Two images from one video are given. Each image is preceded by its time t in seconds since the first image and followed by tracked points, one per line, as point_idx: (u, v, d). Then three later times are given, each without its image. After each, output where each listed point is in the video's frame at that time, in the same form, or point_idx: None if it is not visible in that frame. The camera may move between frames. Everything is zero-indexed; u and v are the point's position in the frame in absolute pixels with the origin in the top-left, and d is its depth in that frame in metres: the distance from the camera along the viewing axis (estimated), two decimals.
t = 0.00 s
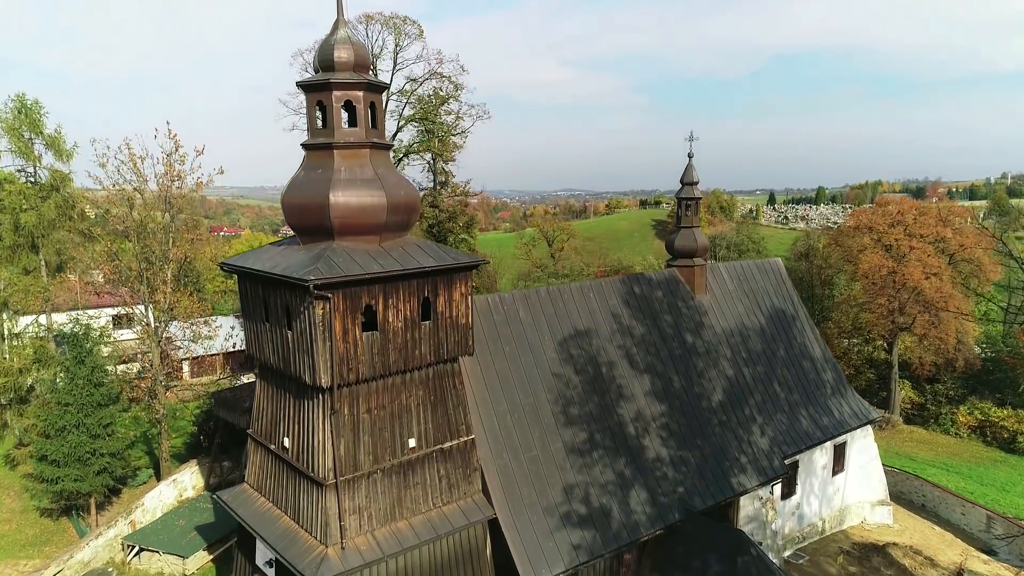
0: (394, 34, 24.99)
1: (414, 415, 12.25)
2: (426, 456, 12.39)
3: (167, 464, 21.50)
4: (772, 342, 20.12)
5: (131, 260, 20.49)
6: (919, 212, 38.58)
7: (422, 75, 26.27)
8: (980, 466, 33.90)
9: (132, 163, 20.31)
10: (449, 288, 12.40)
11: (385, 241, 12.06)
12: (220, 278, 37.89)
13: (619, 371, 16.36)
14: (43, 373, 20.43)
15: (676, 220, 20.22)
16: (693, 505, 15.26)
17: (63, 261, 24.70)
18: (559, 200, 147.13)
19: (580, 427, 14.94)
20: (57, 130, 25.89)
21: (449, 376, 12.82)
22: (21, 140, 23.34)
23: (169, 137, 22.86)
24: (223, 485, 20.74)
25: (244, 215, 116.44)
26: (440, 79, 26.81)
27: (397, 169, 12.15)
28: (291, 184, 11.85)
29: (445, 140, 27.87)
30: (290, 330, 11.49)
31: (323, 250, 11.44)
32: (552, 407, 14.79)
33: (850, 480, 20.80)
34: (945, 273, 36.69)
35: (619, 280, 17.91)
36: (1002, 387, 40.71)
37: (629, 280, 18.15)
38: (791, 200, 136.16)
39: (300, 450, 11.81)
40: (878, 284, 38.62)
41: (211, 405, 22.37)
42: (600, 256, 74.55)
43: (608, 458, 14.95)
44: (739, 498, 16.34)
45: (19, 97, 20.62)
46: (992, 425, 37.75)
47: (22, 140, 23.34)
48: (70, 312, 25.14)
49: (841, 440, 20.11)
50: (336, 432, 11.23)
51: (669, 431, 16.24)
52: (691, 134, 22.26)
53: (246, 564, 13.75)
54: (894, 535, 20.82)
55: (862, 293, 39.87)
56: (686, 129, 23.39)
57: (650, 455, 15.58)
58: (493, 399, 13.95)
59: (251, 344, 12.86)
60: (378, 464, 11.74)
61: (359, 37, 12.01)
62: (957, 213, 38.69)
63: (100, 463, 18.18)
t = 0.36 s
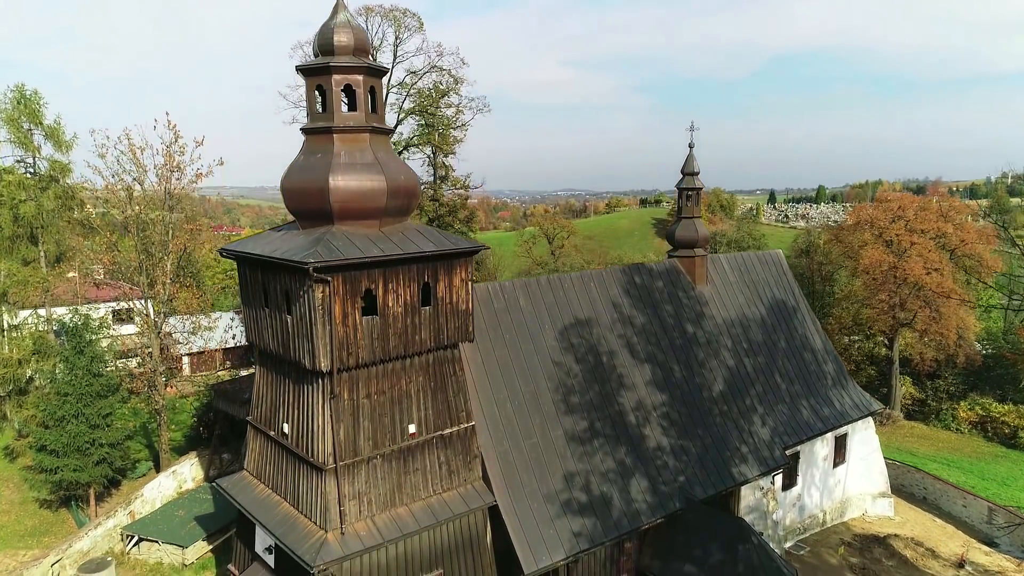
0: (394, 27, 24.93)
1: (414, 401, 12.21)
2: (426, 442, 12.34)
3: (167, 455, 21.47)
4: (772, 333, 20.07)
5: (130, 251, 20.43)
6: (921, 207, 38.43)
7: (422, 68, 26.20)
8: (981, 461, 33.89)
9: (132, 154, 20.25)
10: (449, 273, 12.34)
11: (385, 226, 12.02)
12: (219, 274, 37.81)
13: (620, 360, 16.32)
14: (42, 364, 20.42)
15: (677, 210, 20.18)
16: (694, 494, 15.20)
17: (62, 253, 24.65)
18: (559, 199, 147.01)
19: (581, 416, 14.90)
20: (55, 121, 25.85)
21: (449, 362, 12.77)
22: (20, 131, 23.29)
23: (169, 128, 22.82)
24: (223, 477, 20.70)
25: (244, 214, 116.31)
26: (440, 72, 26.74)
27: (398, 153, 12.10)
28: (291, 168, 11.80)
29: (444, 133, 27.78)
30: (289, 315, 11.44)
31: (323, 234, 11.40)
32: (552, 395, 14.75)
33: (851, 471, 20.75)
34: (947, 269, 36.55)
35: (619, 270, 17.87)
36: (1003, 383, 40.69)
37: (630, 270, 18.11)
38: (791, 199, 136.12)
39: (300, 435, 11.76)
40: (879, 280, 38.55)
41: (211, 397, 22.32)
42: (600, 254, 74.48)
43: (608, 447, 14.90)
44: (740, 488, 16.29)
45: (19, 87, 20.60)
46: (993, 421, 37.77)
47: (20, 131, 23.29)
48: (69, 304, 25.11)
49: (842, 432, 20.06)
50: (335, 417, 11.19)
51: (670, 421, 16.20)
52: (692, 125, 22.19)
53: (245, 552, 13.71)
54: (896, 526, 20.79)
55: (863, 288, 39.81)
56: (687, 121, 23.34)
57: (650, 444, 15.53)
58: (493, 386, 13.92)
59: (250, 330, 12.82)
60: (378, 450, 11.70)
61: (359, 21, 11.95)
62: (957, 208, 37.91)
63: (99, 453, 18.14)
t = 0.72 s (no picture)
0: (394, 19, 24.89)
1: (415, 387, 12.16)
2: (426, 429, 12.29)
3: (166, 447, 21.42)
4: (773, 325, 20.03)
5: (131, 242, 20.42)
6: (921, 203, 38.38)
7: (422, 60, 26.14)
8: (982, 456, 33.87)
9: (131, 145, 20.21)
10: (450, 259, 12.30)
11: (384, 212, 11.97)
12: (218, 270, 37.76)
13: (620, 349, 16.27)
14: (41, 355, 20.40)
15: (678, 201, 20.13)
16: (695, 483, 15.14)
17: (61, 245, 24.62)
18: (559, 199, 146.98)
19: (581, 404, 14.86)
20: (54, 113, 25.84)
21: (449, 349, 12.72)
22: (19, 121, 23.27)
23: (168, 120, 22.80)
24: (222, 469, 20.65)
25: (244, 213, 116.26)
26: (440, 64, 26.67)
27: (398, 138, 12.05)
28: (291, 153, 11.75)
29: (445, 126, 27.65)
30: (289, 300, 11.40)
31: (323, 218, 11.36)
32: (552, 384, 14.71)
33: (852, 463, 20.70)
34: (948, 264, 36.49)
35: (620, 261, 17.83)
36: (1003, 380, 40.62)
37: (630, 260, 18.06)
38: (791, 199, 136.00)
39: (299, 421, 11.71)
40: (880, 276, 38.49)
41: (211, 390, 22.28)
42: (600, 252, 74.44)
43: (609, 436, 14.85)
44: (741, 478, 16.23)
45: (18, 78, 20.60)
46: (993, 416, 37.73)
47: (19, 121, 23.27)
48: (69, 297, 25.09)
49: (843, 424, 19.99)
50: (335, 402, 11.13)
51: (671, 410, 16.15)
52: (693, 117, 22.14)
53: (244, 540, 13.66)
54: (897, 519, 20.72)
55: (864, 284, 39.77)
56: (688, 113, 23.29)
57: (651, 433, 15.48)
58: (493, 374, 13.88)
59: (249, 317, 12.78)
60: (378, 436, 11.65)
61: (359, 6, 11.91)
62: (958, 205, 38.01)
63: (98, 444, 18.09)
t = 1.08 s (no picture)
0: (394, 10, 24.85)
1: (415, 373, 12.13)
2: (426, 415, 12.26)
3: (166, 439, 21.36)
4: (774, 316, 19.98)
5: (130, 233, 20.38)
6: (922, 198, 38.31)
7: (423, 53, 26.06)
8: (982, 451, 33.84)
9: (130, 136, 20.15)
10: (450, 245, 12.25)
11: (384, 197, 11.94)
12: (218, 265, 37.73)
13: (621, 339, 16.22)
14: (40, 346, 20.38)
15: (679, 191, 20.08)
16: (696, 472, 15.10)
17: (60, 236, 24.59)
18: (559, 198, 146.92)
19: (582, 393, 14.82)
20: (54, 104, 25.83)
21: (449, 335, 12.68)
22: (18, 112, 23.24)
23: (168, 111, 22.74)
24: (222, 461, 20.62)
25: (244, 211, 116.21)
26: (440, 57, 26.59)
27: (398, 123, 12.01)
28: (290, 137, 11.71)
29: (445, 119, 27.51)
30: (288, 284, 11.37)
31: (322, 203, 11.32)
32: (553, 372, 14.68)
33: (853, 455, 20.65)
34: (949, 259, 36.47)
35: (621, 251, 17.80)
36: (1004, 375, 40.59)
37: (631, 251, 18.02)
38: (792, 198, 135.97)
39: (299, 406, 11.68)
40: (880, 271, 38.43)
41: (211, 382, 22.25)
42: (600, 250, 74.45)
43: (610, 424, 14.82)
44: (742, 468, 16.19)
45: (18, 68, 20.57)
46: (994, 412, 37.73)
47: (18, 111, 23.24)
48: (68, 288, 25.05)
49: (844, 415, 19.94)
50: (335, 387, 11.10)
51: (672, 400, 16.11)
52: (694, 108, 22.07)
53: (243, 528, 13.61)
54: (898, 511, 20.67)
55: (864, 280, 39.71)
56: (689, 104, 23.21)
57: (652, 422, 15.43)
58: (493, 362, 13.85)
59: (249, 304, 12.75)
60: (378, 421, 11.61)
61: None
62: (959, 200, 37.86)
63: (98, 434, 18.07)
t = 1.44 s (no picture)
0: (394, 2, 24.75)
1: (415, 358, 12.10)
2: (426, 400, 12.22)
3: (165, 431, 21.33)
4: (775, 307, 19.93)
5: (130, 224, 20.35)
6: (923, 193, 38.25)
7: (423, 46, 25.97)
8: (982, 446, 33.83)
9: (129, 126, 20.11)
10: (450, 229, 12.22)
11: (384, 180, 11.90)
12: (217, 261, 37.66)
13: (621, 328, 16.18)
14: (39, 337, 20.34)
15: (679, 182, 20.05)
16: (696, 460, 15.05)
17: (60, 228, 24.56)
18: (559, 197, 146.81)
19: (582, 380, 14.78)
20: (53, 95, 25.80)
21: (449, 320, 12.64)
22: (17, 102, 23.20)
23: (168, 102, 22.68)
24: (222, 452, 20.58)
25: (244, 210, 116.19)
26: (440, 50, 26.51)
27: (398, 107, 11.98)
28: (290, 120, 11.67)
29: (445, 112, 27.45)
30: (288, 268, 11.33)
31: (322, 186, 11.29)
32: (553, 360, 14.64)
33: (854, 447, 20.60)
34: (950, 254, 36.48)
35: (621, 241, 17.76)
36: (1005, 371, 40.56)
37: (631, 240, 17.98)
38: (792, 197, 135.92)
39: (298, 390, 11.64)
40: (881, 266, 38.37)
41: (210, 374, 22.21)
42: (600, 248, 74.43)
43: (610, 412, 14.77)
44: (743, 457, 16.15)
45: (17, 58, 20.54)
46: (994, 407, 37.69)
47: (17, 102, 23.20)
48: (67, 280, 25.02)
49: (844, 406, 19.90)
50: (334, 370, 11.06)
51: (672, 388, 16.07)
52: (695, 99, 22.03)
53: (243, 514, 13.56)
54: (899, 502, 20.63)
55: (865, 276, 39.66)
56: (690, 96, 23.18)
57: (652, 411, 15.39)
58: (493, 349, 13.81)
59: (248, 289, 12.71)
60: (378, 405, 11.57)
61: None
62: (960, 195, 37.88)
63: (97, 423, 18.05)
